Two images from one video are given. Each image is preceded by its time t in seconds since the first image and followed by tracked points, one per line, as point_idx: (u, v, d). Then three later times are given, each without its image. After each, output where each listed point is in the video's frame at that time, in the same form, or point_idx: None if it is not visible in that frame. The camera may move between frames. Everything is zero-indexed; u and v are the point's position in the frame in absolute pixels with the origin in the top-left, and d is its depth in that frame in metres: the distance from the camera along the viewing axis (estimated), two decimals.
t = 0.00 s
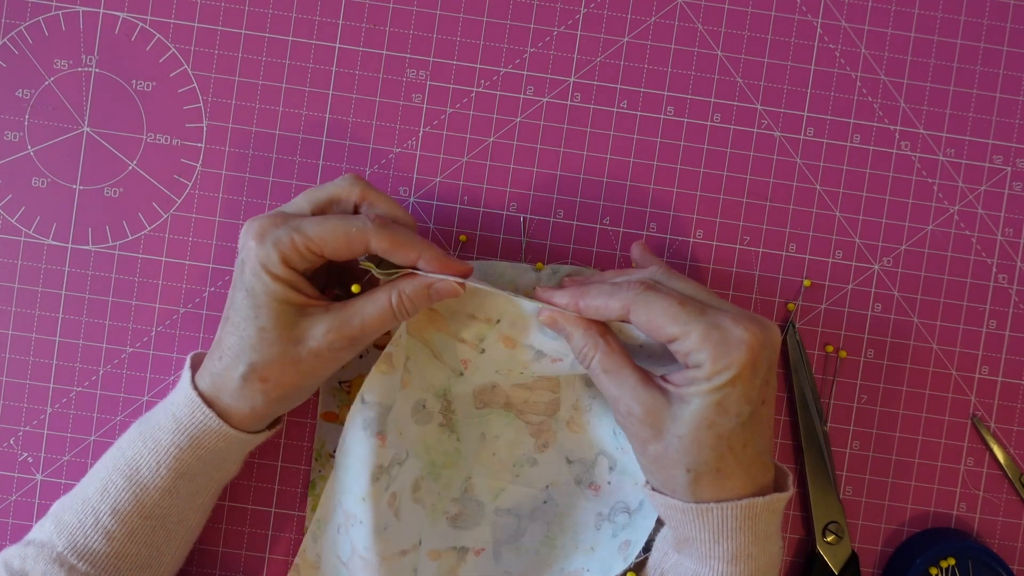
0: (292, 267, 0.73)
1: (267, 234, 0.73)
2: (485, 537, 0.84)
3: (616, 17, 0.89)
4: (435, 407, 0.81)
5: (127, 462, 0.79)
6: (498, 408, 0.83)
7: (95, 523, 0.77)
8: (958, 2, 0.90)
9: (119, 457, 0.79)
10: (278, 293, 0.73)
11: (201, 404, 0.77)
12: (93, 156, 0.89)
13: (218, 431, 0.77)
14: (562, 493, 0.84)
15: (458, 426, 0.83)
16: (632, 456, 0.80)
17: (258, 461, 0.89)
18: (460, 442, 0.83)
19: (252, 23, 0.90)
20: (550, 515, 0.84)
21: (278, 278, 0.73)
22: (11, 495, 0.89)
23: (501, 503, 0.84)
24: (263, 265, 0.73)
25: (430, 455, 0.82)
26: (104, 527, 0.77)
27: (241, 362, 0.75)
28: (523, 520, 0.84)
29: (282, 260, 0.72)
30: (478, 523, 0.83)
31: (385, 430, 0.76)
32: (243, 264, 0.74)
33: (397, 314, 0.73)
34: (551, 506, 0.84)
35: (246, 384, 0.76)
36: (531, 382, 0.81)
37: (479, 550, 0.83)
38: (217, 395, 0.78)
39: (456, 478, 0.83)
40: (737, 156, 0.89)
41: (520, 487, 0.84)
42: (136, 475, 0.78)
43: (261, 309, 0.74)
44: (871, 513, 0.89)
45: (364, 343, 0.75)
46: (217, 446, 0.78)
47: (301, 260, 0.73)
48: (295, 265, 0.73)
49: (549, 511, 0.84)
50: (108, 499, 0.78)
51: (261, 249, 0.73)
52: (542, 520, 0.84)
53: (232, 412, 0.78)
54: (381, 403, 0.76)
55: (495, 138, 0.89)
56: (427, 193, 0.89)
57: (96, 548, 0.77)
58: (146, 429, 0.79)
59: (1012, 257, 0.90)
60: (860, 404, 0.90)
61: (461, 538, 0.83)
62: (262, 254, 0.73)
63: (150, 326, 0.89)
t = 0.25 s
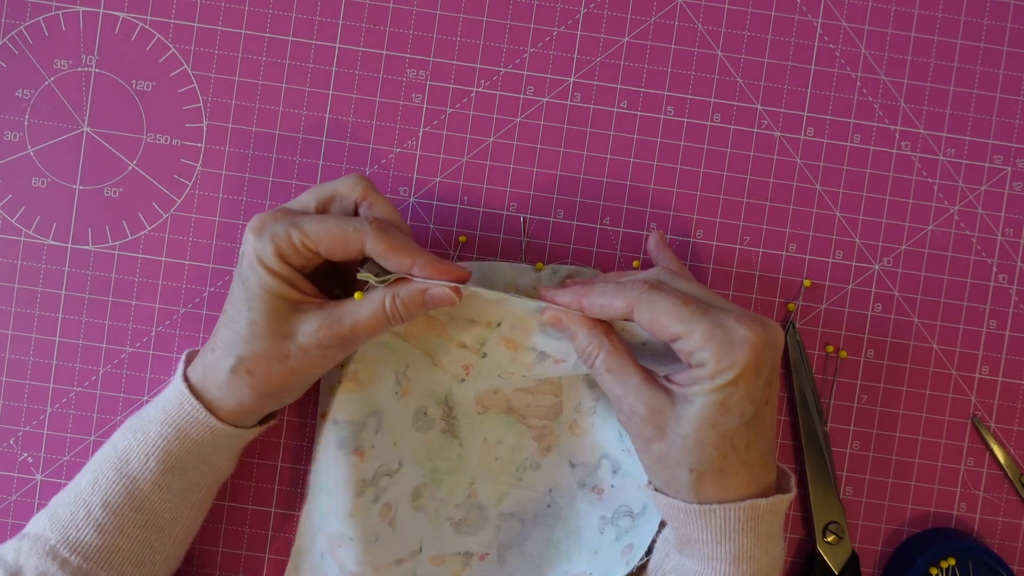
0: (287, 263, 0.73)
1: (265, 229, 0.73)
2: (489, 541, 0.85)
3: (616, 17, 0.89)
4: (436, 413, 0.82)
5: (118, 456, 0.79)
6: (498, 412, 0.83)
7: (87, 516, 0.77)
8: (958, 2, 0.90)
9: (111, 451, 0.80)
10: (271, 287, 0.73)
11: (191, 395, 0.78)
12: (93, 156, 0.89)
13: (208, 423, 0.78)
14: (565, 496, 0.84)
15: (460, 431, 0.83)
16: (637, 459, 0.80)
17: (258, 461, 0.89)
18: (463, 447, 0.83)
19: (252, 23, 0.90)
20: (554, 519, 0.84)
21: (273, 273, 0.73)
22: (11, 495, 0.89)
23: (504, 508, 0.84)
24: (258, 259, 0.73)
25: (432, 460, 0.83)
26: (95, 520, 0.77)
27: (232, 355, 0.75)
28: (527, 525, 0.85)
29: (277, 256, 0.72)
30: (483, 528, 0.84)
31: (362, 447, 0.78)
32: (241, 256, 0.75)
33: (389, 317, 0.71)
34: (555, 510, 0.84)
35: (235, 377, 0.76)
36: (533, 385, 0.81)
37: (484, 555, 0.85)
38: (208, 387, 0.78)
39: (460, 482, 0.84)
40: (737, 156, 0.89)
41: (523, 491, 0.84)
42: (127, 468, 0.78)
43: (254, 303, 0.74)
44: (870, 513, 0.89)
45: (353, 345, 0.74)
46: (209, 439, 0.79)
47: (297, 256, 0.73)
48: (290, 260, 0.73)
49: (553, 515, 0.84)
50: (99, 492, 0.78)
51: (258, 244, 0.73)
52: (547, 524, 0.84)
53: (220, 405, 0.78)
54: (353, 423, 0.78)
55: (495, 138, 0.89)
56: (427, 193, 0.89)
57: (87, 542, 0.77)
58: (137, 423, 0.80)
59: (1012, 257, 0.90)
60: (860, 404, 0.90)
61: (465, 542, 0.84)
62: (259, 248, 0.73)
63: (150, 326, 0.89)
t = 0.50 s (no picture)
0: (288, 267, 0.73)
1: (265, 232, 0.73)
2: (490, 541, 0.84)
3: (616, 17, 0.89)
4: (437, 415, 0.83)
5: (119, 458, 0.79)
6: (500, 414, 0.83)
7: (87, 517, 0.77)
8: (959, 1, 0.90)
9: (112, 453, 0.80)
10: (271, 291, 0.73)
11: (192, 397, 0.78)
12: (92, 155, 0.89)
13: (210, 426, 0.78)
14: (567, 498, 0.83)
15: (461, 433, 0.83)
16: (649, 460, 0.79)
17: (257, 462, 0.88)
18: (465, 449, 0.83)
19: (251, 23, 0.89)
20: (557, 521, 0.83)
21: (273, 276, 0.73)
22: (9, 495, 0.88)
23: (507, 507, 0.84)
24: (258, 263, 0.73)
25: (433, 461, 0.84)
26: (95, 522, 0.77)
27: (234, 358, 0.75)
28: (529, 527, 0.84)
29: (277, 259, 0.73)
30: (484, 527, 0.84)
31: (344, 441, 0.82)
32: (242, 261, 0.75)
33: (389, 320, 0.71)
34: (556, 512, 0.83)
35: (236, 380, 0.76)
36: (535, 388, 0.81)
37: (484, 555, 0.84)
38: (209, 390, 0.78)
39: (461, 483, 0.84)
40: (738, 156, 0.89)
41: (526, 493, 0.83)
42: (128, 470, 0.78)
43: (255, 306, 0.74)
44: (871, 513, 0.89)
45: (354, 347, 0.74)
46: (211, 441, 0.78)
47: (296, 261, 0.73)
48: (290, 264, 0.73)
49: (555, 517, 0.83)
50: (99, 494, 0.78)
51: (259, 248, 0.73)
52: (549, 526, 0.83)
53: (221, 408, 0.78)
54: (332, 419, 0.82)
55: (495, 138, 0.89)
56: (426, 193, 0.89)
57: (87, 544, 0.76)
58: (138, 425, 0.80)
59: (1013, 257, 0.89)
60: (861, 405, 0.89)
61: (467, 542, 0.84)
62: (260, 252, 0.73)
63: (149, 326, 0.89)
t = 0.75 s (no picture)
0: (288, 269, 0.73)
1: (264, 236, 0.73)
2: (496, 547, 0.84)
3: (616, 17, 0.89)
4: (447, 420, 0.84)
5: (123, 461, 0.79)
6: (510, 422, 0.83)
7: (91, 521, 0.77)
8: (959, 1, 0.90)
9: (116, 457, 0.80)
10: (273, 293, 0.73)
11: (198, 402, 0.78)
12: (92, 155, 0.89)
13: (217, 431, 0.78)
14: (574, 509, 0.83)
15: (470, 438, 0.84)
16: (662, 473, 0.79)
17: (258, 463, 0.88)
18: (473, 454, 0.85)
19: (251, 23, 0.89)
20: (563, 532, 0.83)
21: (274, 279, 0.73)
22: (9, 495, 0.88)
23: (513, 515, 0.84)
24: (258, 265, 0.73)
25: (441, 467, 0.85)
26: (99, 525, 0.77)
27: (239, 362, 0.76)
28: (535, 535, 0.84)
29: (277, 261, 0.72)
30: (489, 533, 0.84)
31: (353, 445, 0.84)
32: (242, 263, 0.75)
33: (394, 317, 0.70)
34: (563, 523, 0.83)
35: (243, 385, 0.76)
36: (545, 397, 0.81)
37: (490, 560, 0.84)
38: (214, 395, 0.78)
39: (468, 489, 0.85)
40: (738, 156, 0.89)
41: (532, 501, 0.84)
42: (132, 474, 0.78)
43: (257, 309, 0.74)
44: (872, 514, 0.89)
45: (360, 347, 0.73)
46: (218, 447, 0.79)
47: (297, 263, 0.73)
48: (291, 266, 0.73)
49: (562, 527, 0.83)
50: (103, 498, 0.78)
51: (258, 250, 0.73)
52: (554, 535, 0.83)
53: (229, 413, 0.78)
54: (342, 422, 0.84)
55: (495, 138, 0.89)
56: (426, 192, 0.89)
57: (91, 547, 0.76)
58: (143, 428, 0.80)
59: (1013, 257, 0.89)
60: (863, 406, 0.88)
61: (474, 547, 0.84)
62: (260, 255, 0.73)
63: (149, 326, 0.89)
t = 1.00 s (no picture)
0: (288, 272, 0.73)
1: (263, 239, 0.73)
2: (497, 548, 0.84)
3: (616, 17, 0.89)
4: (448, 420, 0.84)
5: (121, 464, 0.79)
6: (512, 423, 0.83)
7: (88, 523, 0.77)
8: (960, 1, 0.90)
9: (114, 459, 0.80)
10: (273, 298, 0.73)
11: (197, 406, 0.78)
12: (92, 155, 0.89)
13: (215, 434, 0.78)
14: (575, 510, 0.83)
15: (471, 439, 0.84)
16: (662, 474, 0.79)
17: (259, 463, 0.88)
18: (474, 455, 0.85)
19: (251, 23, 0.89)
20: (563, 532, 0.83)
21: (273, 282, 0.73)
22: (10, 495, 0.88)
23: (514, 516, 0.84)
24: (259, 269, 0.73)
25: (442, 468, 0.85)
26: (96, 527, 0.77)
27: (239, 365, 0.76)
28: (535, 536, 0.84)
29: (277, 265, 0.72)
30: (490, 533, 0.84)
31: (354, 445, 0.84)
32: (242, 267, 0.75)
33: (395, 320, 0.70)
34: (564, 524, 0.83)
35: (242, 388, 0.76)
36: (546, 398, 0.81)
37: (490, 561, 0.84)
38: (213, 398, 0.78)
39: (469, 489, 0.85)
40: (738, 156, 0.89)
41: (533, 502, 0.84)
42: (130, 476, 0.78)
43: (257, 312, 0.74)
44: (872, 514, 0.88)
45: (360, 351, 0.73)
46: (218, 451, 0.79)
47: (297, 266, 0.73)
48: (291, 269, 0.73)
49: (563, 528, 0.83)
50: (101, 500, 0.78)
51: (258, 253, 0.73)
52: (555, 536, 0.83)
53: (228, 417, 0.78)
54: (343, 423, 0.84)
55: (495, 138, 0.89)
56: (426, 192, 0.89)
57: (87, 549, 0.76)
58: (143, 430, 0.80)
59: (1013, 257, 0.89)
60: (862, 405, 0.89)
61: (475, 548, 0.84)
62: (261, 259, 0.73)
63: (149, 325, 0.89)
